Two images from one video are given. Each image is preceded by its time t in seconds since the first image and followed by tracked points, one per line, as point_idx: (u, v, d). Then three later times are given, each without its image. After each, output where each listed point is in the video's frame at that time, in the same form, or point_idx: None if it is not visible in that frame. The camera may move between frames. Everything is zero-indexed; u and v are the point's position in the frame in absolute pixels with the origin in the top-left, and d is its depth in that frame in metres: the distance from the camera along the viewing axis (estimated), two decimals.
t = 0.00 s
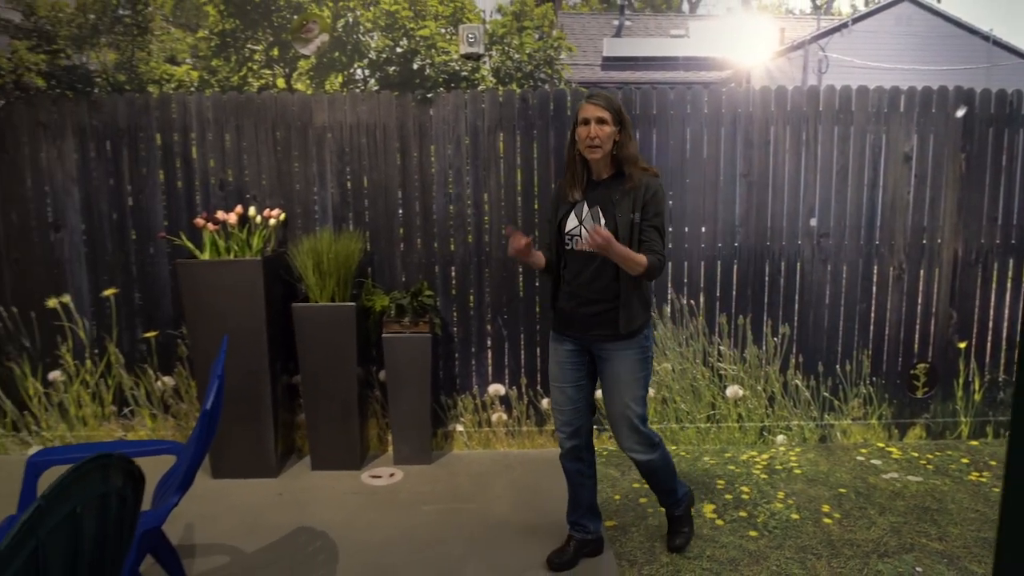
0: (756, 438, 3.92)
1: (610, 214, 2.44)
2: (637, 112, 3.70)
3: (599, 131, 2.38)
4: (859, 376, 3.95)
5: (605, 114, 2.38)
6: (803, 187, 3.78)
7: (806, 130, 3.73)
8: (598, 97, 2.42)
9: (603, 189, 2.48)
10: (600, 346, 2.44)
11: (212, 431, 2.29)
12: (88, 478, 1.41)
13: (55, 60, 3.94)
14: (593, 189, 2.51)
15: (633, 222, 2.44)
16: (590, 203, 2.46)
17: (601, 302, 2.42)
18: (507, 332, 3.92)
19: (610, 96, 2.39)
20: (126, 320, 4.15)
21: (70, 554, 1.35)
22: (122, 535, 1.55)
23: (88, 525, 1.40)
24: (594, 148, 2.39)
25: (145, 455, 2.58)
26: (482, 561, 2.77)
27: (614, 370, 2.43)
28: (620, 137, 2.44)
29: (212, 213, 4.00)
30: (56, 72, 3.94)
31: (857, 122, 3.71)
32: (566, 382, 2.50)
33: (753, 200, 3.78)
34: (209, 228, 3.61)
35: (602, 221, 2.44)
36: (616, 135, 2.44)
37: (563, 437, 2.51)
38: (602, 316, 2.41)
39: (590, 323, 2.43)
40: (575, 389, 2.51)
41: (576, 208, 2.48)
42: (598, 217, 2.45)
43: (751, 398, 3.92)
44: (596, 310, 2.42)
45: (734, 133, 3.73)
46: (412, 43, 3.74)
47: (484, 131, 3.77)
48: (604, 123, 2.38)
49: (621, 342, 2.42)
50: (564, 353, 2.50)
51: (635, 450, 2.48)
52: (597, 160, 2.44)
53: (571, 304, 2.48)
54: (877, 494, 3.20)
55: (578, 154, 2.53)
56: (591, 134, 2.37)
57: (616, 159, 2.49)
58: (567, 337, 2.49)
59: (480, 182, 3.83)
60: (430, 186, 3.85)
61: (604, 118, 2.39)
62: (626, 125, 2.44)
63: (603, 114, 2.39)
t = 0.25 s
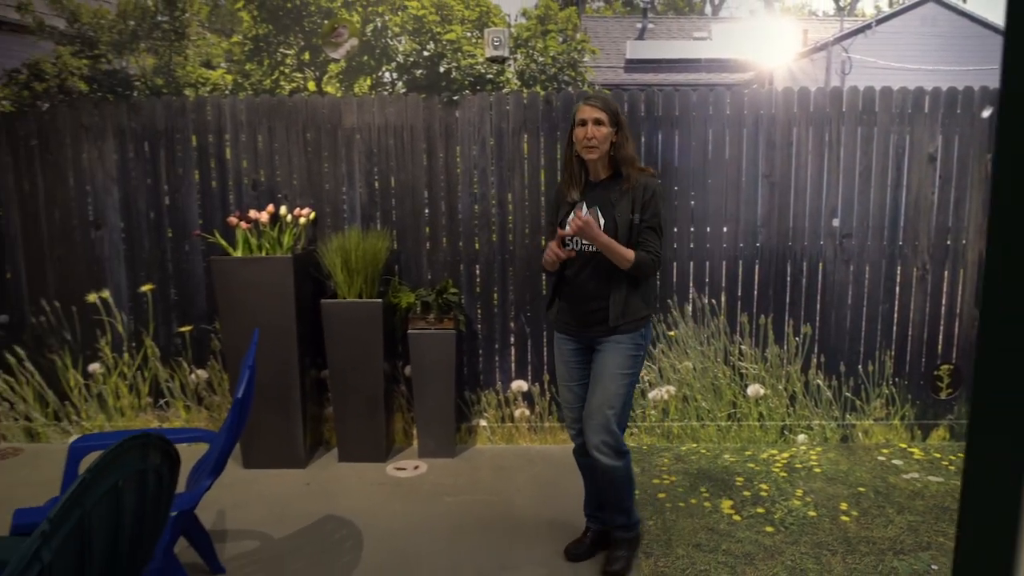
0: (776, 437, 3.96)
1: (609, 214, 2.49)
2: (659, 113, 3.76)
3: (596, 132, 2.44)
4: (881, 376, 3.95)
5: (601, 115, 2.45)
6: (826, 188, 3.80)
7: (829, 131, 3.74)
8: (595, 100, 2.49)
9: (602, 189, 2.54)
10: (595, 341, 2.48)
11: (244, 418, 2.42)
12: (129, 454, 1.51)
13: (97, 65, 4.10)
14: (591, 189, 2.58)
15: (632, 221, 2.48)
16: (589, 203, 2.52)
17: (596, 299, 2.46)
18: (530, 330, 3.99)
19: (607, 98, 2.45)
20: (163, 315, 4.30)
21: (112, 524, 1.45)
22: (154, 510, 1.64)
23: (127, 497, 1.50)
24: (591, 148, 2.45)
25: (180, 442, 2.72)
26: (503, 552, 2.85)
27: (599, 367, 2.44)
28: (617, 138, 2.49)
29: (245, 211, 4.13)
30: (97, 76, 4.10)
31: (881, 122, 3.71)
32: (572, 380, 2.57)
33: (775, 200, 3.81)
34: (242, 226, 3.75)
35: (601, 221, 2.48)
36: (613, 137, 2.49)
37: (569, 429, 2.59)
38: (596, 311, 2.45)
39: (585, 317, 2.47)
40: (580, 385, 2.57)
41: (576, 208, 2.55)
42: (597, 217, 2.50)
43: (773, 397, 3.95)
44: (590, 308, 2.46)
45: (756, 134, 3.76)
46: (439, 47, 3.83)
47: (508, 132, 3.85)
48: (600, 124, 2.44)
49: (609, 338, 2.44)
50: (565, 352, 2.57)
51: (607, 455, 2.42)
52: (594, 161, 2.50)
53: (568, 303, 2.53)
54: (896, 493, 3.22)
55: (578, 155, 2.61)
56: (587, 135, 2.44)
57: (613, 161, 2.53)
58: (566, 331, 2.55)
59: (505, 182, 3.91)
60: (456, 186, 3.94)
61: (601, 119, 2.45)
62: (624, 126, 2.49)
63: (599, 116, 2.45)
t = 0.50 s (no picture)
0: (797, 436, 4.00)
1: (609, 220, 2.49)
2: (680, 115, 3.79)
3: (595, 139, 2.45)
4: (903, 377, 3.96)
5: (600, 122, 2.45)
6: (848, 188, 3.81)
7: (851, 132, 3.76)
8: (594, 107, 2.49)
9: (602, 194, 2.54)
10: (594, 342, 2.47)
11: (273, 407, 2.53)
12: (162, 436, 1.61)
13: (136, 69, 4.25)
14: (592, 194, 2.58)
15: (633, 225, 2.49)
16: (591, 208, 2.54)
17: (595, 302, 2.46)
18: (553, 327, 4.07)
19: (606, 104, 2.46)
20: (196, 310, 4.46)
21: (150, 500, 1.56)
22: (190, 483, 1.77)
23: (163, 475, 1.61)
24: (591, 154, 2.46)
25: (212, 430, 2.85)
26: (523, 544, 2.94)
27: (594, 368, 2.43)
28: (617, 144, 2.49)
29: (276, 210, 4.26)
30: (136, 80, 4.26)
31: (903, 123, 3.73)
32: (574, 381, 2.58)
33: (796, 201, 3.84)
34: (273, 225, 3.88)
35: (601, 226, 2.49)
36: (614, 143, 2.49)
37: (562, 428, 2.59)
38: (596, 312, 2.45)
39: (585, 318, 2.47)
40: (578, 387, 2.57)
41: (577, 213, 2.57)
42: (598, 222, 2.51)
43: (793, 396, 3.99)
44: (589, 311, 2.46)
45: (778, 134, 3.78)
46: (464, 51, 3.92)
47: (531, 134, 3.93)
48: (600, 131, 2.45)
49: (607, 340, 2.43)
50: (568, 352, 2.57)
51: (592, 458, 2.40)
52: (595, 167, 2.51)
53: (568, 306, 2.53)
54: (915, 493, 3.24)
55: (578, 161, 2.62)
56: (587, 142, 2.45)
57: (614, 166, 2.54)
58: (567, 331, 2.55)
59: (528, 182, 3.99)
60: (480, 186, 4.02)
61: (600, 125, 2.46)
62: (624, 132, 2.50)
63: (598, 122, 2.46)
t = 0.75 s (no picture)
0: (816, 434, 4.02)
1: (604, 223, 2.51)
2: (701, 116, 3.84)
3: (597, 140, 2.44)
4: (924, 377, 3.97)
5: (604, 124, 2.45)
6: (869, 188, 3.82)
7: (873, 133, 3.77)
8: (601, 107, 2.48)
9: (599, 196, 2.56)
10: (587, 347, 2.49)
11: (299, 399, 2.65)
12: (192, 421, 1.73)
13: (172, 73, 4.41)
14: (590, 196, 2.60)
15: (627, 230, 2.50)
16: (586, 210, 2.55)
17: (586, 307, 2.48)
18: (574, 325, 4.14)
19: (612, 106, 2.45)
20: (228, 306, 4.61)
21: (181, 483, 1.67)
22: (218, 465, 1.88)
23: (194, 457, 1.73)
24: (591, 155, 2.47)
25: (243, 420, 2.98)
26: (541, 535, 3.03)
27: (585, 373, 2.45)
28: (619, 147, 2.49)
29: (305, 209, 4.39)
30: (172, 83, 4.41)
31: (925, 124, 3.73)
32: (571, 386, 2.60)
33: (816, 201, 3.86)
34: (303, 223, 4.01)
35: (595, 229, 2.52)
36: (617, 145, 2.49)
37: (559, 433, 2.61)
38: (587, 317, 2.48)
39: (577, 323, 2.50)
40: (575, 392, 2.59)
41: (574, 212, 2.59)
42: (593, 225, 2.52)
43: (813, 396, 4.02)
44: (580, 315, 2.49)
45: (798, 135, 3.81)
46: (488, 54, 4.01)
47: (554, 135, 4.00)
48: (604, 131, 2.44)
49: (597, 345, 2.44)
50: (564, 357, 2.60)
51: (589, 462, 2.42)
52: (595, 168, 2.52)
53: (563, 308, 2.57)
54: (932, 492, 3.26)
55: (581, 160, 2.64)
56: (588, 142, 2.45)
57: (615, 169, 2.55)
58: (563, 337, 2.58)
59: (550, 183, 4.06)
60: (503, 186, 4.11)
61: (603, 127, 2.45)
62: (627, 136, 2.49)
63: (602, 123, 2.45)
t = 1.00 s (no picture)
0: (835, 433, 4.05)
1: (600, 222, 2.49)
2: (721, 117, 3.89)
3: (597, 135, 2.44)
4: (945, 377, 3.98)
5: (605, 120, 2.45)
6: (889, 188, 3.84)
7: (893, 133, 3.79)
8: (601, 103, 2.49)
9: (595, 195, 2.53)
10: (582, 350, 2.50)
11: (324, 390, 2.75)
12: (218, 407, 1.82)
13: (206, 77, 4.56)
14: (586, 193, 2.57)
15: (624, 230, 2.49)
16: (583, 209, 2.52)
17: (582, 308, 2.47)
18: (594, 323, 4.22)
19: (612, 103, 2.46)
20: (258, 302, 4.76)
21: (208, 465, 1.76)
22: (240, 452, 1.96)
23: (219, 442, 1.82)
24: (590, 151, 2.46)
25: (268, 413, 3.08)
26: (559, 527, 3.12)
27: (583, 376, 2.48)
28: (618, 145, 2.49)
29: (333, 208, 4.52)
30: (206, 87, 4.57)
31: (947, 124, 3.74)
32: (561, 388, 2.61)
33: (836, 201, 3.89)
34: (330, 222, 4.14)
35: (591, 228, 2.50)
36: (616, 142, 2.49)
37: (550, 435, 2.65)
38: (582, 321, 2.47)
39: (570, 326, 2.49)
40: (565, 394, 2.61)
41: (569, 211, 2.56)
42: (589, 224, 2.51)
43: (832, 394, 4.05)
44: (576, 317, 2.47)
45: (818, 135, 3.84)
46: (511, 57, 4.10)
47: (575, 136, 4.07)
48: (604, 128, 2.44)
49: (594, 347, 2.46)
50: (555, 361, 2.61)
51: (592, 464, 2.48)
52: (593, 164, 2.50)
53: (555, 309, 2.54)
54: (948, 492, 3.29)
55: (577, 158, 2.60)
56: (588, 138, 2.44)
57: (613, 166, 2.54)
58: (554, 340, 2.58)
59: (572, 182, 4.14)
60: (526, 186, 4.20)
61: (604, 123, 2.46)
62: (627, 133, 2.49)
63: (602, 120, 2.46)
